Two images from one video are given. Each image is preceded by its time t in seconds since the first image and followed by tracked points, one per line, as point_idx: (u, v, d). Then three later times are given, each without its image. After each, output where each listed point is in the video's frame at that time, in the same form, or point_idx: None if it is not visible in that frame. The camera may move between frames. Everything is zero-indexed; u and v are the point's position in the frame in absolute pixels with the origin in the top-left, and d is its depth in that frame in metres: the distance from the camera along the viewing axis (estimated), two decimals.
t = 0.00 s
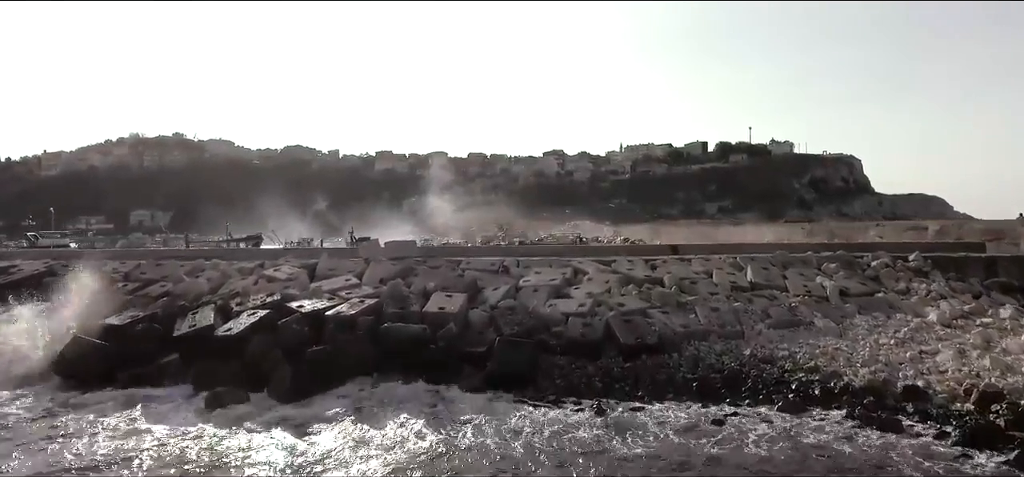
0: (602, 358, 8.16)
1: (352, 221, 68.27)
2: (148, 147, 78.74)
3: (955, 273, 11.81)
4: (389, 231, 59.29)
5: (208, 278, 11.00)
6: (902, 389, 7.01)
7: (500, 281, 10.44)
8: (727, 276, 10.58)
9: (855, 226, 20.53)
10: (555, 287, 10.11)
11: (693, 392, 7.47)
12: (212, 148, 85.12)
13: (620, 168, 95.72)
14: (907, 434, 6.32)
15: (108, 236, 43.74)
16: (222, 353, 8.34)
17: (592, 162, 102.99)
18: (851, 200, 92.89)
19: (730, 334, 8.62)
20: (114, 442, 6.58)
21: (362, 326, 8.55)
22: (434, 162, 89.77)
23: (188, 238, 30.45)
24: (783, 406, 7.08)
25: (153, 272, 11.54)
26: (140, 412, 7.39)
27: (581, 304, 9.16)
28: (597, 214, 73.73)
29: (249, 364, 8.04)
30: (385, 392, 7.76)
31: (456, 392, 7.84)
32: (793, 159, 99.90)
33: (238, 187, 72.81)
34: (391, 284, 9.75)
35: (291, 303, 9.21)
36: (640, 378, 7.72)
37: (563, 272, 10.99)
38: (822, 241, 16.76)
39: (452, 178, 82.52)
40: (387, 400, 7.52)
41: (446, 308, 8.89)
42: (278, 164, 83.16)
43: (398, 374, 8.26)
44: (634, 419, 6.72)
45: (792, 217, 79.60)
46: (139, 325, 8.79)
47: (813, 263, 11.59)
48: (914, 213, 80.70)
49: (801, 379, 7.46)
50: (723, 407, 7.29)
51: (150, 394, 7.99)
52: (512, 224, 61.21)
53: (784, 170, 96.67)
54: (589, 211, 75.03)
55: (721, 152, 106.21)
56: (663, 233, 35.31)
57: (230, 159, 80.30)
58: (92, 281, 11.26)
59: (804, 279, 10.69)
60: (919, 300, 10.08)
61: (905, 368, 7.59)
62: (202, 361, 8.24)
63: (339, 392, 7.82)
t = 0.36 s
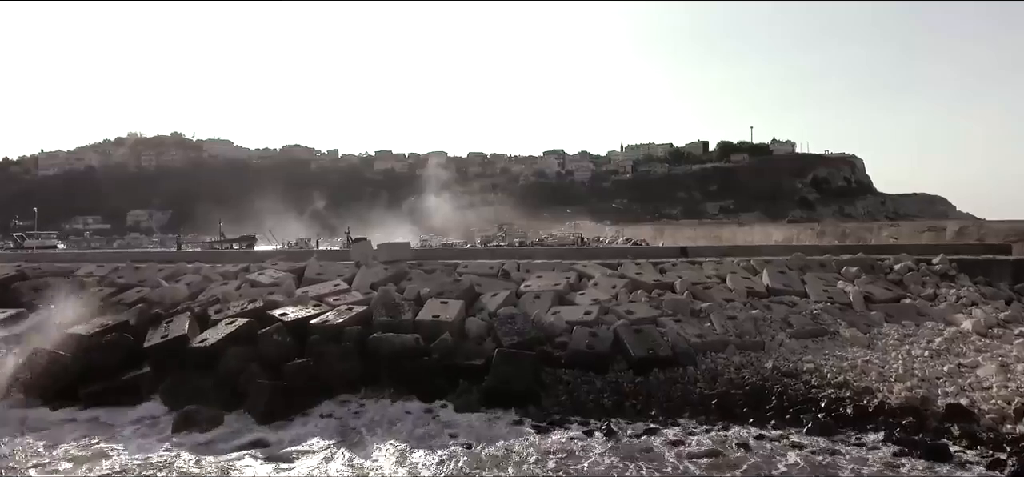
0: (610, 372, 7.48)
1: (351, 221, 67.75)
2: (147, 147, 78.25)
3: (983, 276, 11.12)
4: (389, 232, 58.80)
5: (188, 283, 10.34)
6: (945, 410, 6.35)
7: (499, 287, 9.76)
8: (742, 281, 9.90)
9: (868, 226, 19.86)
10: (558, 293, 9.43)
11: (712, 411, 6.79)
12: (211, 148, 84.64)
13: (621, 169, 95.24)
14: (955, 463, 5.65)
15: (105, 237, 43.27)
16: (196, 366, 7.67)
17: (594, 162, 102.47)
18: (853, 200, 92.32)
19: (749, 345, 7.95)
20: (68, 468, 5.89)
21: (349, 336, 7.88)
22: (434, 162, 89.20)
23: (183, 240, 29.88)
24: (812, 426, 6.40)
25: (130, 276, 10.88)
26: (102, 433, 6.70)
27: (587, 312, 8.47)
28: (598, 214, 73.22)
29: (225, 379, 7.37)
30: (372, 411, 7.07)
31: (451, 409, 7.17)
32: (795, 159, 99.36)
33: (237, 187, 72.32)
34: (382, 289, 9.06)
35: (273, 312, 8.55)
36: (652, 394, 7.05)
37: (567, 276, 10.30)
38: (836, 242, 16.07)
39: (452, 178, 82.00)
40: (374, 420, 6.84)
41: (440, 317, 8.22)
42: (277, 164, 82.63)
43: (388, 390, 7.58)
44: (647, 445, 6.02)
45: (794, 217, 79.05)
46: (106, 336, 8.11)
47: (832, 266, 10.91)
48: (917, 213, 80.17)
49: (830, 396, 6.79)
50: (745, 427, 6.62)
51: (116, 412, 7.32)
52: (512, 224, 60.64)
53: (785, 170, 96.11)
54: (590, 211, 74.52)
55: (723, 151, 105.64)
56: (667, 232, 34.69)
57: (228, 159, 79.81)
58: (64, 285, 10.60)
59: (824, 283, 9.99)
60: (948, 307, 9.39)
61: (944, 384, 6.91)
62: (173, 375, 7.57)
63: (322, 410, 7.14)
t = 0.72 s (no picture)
0: (620, 389, 6.80)
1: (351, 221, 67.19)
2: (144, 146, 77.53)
3: (1014, 281, 10.44)
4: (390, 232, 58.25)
5: (165, 289, 9.65)
6: (998, 434, 5.78)
7: (498, 293, 9.07)
8: (758, 287, 9.21)
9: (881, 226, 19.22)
10: (561, 300, 8.75)
11: (735, 435, 6.12)
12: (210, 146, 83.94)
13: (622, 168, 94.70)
14: None
15: (102, 237, 42.63)
16: (165, 382, 6.98)
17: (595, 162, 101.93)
18: (856, 200, 91.86)
19: (771, 358, 7.27)
20: None
21: (333, 350, 7.21)
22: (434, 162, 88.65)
23: (175, 241, 29.24)
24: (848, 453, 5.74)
25: (104, 282, 10.18)
26: (54, 461, 6.00)
27: (594, 323, 7.78)
28: (600, 213, 72.72)
29: (195, 398, 6.70)
30: (358, 435, 6.39)
31: (445, 432, 6.49)
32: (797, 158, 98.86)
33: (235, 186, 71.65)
34: (371, 295, 8.37)
35: (251, 321, 7.85)
36: (668, 414, 6.37)
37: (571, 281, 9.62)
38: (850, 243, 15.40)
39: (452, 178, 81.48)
40: (359, 446, 6.16)
41: (433, 327, 7.53)
42: (276, 164, 82.07)
43: (376, 408, 6.90)
44: None
45: (797, 217, 78.57)
46: (67, 348, 7.41)
47: (853, 271, 10.23)
48: (920, 212, 79.73)
49: (867, 418, 6.12)
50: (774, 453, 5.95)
51: (75, 435, 6.63)
52: (513, 224, 60.07)
53: (787, 170, 95.65)
54: (592, 210, 74.01)
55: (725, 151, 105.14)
56: (669, 233, 34.09)
57: (227, 158, 79.15)
58: (33, 291, 9.90)
59: (848, 289, 9.31)
60: (983, 314, 8.71)
61: (993, 404, 6.25)
62: (139, 393, 6.89)
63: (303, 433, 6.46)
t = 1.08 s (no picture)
0: (632, 411, 6.13)
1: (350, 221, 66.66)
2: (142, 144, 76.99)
3: None
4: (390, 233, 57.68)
5: (139, 296, 8.97)
6: None
7: (496, 301, 8.40)
8: (778, 294, 8.53)
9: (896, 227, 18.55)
10: (565, 309, 8.07)
11: (764, 465, 5.44)
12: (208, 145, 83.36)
13: (623, 168, 94.19)
14: None
15: (100, 238, 41.97)
16: (128, 402, 6.32)
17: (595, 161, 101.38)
18: (859, 199, 91.31)
19: (797, 375, 6.60)
20: None
21: (315, 366, 6.54)
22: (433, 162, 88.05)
23: (168, 241, 28.57)
24: None
25: (75, 288, 9.49)
26: None
27: (603, 335, 7.11)
28: (601, 212, 72.22)
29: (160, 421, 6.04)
30: (340, 465, 5.72)
31: (437, 460, 5.82)
32: (799, 157, 98.32)
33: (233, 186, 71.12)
34: (358, 304, 7.70)
35: (225, 333, 7.18)
36: (687, 440, 5.69)
37: (575, 287, 8.96)
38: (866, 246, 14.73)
39: (452, 177, 80.94)
40: None
41: (425, 341, 6.86)
42: (275, 164, 81.48)
43: (361, 433, 6.23)
44: None
45: (800, 216, 78.03)
46: (23, 364, 6.74)
47: (877, 276, 9.55)
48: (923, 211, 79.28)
49: (912, 447, 5.45)
50: None
51: (27, 463, 5.97)
52: (513, 223, 59.53)
53: (789, 169, 95.11)
54: (592, 210, 73.49)
55: (727, 150, 104.59)
56: (673, 234, 33.47)
57: (226, 157, 78.61)
58: None
59: (874, 297, 8.63)
60: None
61: None
62: (99, 414, 6.22)
63: (279, 462, 5.79)
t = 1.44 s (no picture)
0: (646, 439, 5.45)
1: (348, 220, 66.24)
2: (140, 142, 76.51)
3: None
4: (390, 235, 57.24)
5: (108, 305, 8.29)
6: None
7: (494, 309, 7.72)
8: (800, 303, 7.85)
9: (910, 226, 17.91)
10: (570, 319, 7.38)
11: None
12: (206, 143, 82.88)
13: (624, 167, 93.74)
14: None
15: (96, 237, 41.33)
16: (80, 428, 5.65)
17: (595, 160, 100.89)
18: (861, 197, 90.87)
19: (829, 395, 5.92)
20: None
21: (290, 387, 5.86)
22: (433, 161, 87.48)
23: (160, 241, 28.00)
24: None
25: (41, 294, 8.83)
26: None
27: (612, 350, 6.43)
28: (601, 210, 71.76)
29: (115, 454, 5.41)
30: None
31: None
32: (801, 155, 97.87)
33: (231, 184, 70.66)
34: (343, 315, 7.01)
35: (193, 346, 6.49)
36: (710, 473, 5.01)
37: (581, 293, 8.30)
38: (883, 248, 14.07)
39: (451, 176, 80.49)
40: None
41: (414, 356, 6.16)
42: (273, 161, 80.89)
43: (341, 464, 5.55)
44: None
45: (801, 214, 77.65)
46: None
47: (904, 282, 8.87)
48: (926, 210, 78.97)
49: None
50: None
51: None
52: (513, 222, 59.11)
53: (791, 167, 94.59)
54: (593, 207, 73.01)
55: (728, 147, 104.13)
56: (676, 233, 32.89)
57: (224, 155, 78.15)
58: None
59: (904, 305, 7.95)
60: None
61: None
62: (49, 441, 5.57)
63: None
